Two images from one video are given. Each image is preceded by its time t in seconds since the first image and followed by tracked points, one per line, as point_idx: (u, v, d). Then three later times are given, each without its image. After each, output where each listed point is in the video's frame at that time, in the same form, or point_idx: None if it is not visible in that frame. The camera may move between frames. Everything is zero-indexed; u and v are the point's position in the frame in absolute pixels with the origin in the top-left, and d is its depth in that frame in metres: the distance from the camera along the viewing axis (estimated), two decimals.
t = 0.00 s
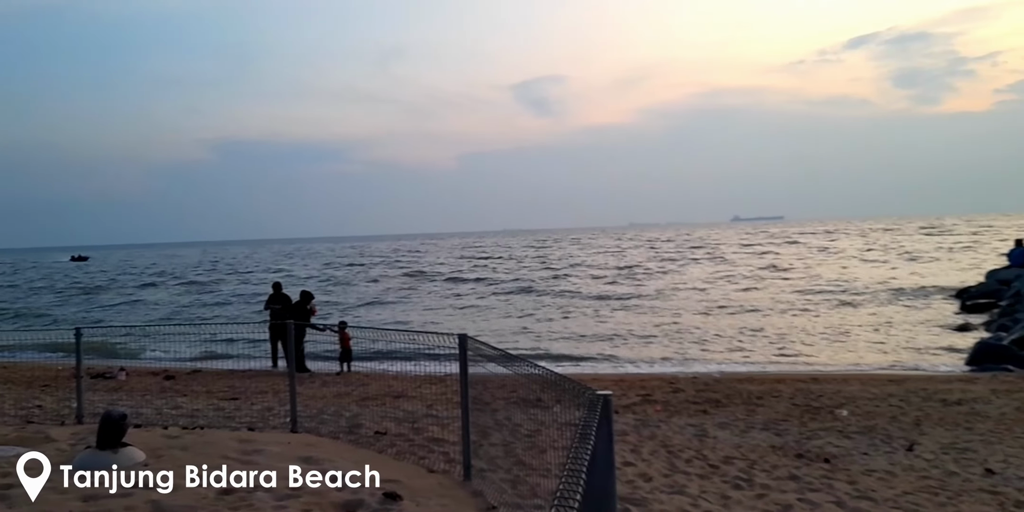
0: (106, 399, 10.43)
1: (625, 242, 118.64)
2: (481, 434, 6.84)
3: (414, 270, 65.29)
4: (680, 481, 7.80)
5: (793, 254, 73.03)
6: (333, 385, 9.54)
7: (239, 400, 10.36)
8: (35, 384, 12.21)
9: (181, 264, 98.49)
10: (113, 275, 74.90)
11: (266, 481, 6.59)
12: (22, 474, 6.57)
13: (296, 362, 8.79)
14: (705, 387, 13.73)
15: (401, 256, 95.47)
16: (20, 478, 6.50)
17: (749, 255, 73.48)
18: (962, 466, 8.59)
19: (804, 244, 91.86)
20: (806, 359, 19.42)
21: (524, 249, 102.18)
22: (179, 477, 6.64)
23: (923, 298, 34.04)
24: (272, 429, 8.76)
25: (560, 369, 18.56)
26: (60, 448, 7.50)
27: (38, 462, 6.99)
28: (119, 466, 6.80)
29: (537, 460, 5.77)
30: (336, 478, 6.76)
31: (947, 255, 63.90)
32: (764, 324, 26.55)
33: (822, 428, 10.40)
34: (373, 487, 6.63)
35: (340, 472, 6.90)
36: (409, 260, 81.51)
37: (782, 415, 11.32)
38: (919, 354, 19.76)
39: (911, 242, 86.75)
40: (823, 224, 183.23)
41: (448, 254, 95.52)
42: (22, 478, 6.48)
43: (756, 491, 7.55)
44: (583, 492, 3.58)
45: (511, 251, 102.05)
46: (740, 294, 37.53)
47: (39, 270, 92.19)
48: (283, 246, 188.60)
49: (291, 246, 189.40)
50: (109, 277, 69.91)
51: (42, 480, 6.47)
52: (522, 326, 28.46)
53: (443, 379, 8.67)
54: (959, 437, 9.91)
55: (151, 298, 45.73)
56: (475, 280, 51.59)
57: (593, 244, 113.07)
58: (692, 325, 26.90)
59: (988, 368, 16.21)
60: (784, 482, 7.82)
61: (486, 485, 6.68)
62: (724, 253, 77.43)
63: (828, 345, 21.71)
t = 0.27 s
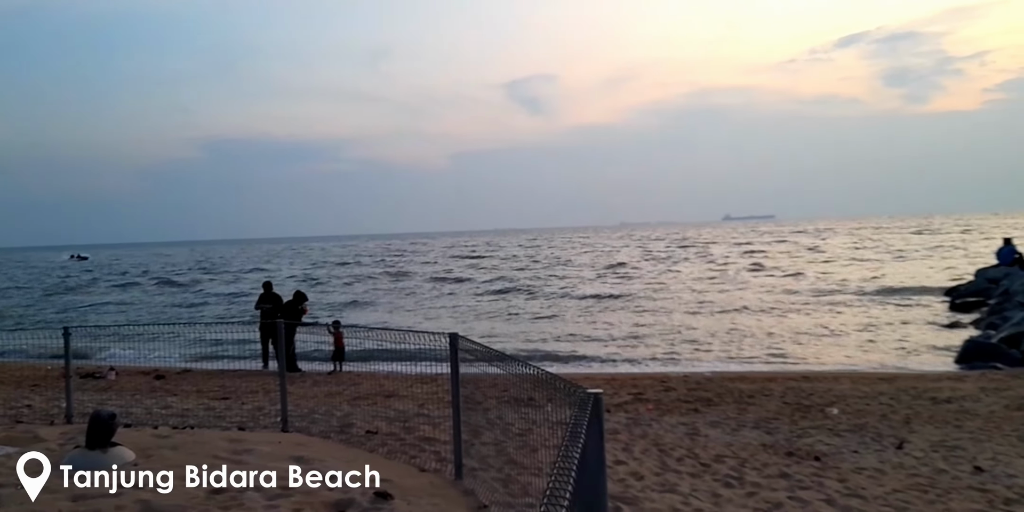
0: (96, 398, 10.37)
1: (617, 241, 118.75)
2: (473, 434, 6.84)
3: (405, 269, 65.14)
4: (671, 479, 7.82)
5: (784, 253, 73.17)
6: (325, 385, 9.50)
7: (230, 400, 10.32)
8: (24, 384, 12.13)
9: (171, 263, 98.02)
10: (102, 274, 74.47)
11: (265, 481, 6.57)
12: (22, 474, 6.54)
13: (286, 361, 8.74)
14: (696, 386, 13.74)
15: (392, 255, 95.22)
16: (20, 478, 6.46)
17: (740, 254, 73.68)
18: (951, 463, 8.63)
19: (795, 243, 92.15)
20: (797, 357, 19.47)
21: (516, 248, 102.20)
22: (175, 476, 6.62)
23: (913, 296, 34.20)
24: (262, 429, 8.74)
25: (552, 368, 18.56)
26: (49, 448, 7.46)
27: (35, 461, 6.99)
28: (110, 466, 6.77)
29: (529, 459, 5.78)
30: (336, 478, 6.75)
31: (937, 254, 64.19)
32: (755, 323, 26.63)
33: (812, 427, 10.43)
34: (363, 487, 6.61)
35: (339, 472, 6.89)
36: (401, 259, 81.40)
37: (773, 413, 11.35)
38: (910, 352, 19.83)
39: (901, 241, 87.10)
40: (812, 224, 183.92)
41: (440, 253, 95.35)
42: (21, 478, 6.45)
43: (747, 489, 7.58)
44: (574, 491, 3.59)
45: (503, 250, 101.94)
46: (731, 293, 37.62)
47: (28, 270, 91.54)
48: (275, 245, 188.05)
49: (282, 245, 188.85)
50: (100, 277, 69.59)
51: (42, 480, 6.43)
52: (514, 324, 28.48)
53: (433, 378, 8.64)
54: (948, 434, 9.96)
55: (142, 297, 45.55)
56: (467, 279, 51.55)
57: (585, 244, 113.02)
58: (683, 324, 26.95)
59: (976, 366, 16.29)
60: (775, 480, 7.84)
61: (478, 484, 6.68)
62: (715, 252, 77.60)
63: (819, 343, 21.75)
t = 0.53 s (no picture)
0: (93, 399, 10.35)
1: (615, 241, 118.72)
2: (470, 433, 6.83)
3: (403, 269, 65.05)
4: (668, 479, 7.82)
5: (782, 253, 73.16)
6: (323, 386, 9.49)
7: (227, 400, 10.31)
8: (19, 385, 12.11)
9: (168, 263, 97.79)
10: (99, 274, 74.29)
11: (266, 481, 6.57)
12: (21, 475, 6.54)
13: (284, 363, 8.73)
14: (693, 386, 13.74)
15: (390, 255, 95.04)
16: (19, 478, 6.46)
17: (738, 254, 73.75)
18: (948, 463, 8.64)
19: (793, 243, 92.18)
20: (794, 357, 19.47)
21: (514, 249, 102.28)
22: (172, 476, 6.64)
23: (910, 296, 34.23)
24: (259, 429, 8.71)
25: (550, 368, 18.57)
26: (45, 449, 7.45)
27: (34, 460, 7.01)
28: (108, 467, 6.76)
29: (526, 460, 5.79)
30: (335, 478, 6.75)
31: (934, 254, 64.23)
32: (753, 323, 26.66)
33: (809, 427, 10.44)
34: (360, 487, 6.60)
35: (339, 473, 6.89)
36: (399, 260, 81.42)
37: (770, 413, 11.36)
38: (907, 352, 19.84)
39: (899, 241, 87.15)
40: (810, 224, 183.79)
41: (438, 253, 95.18)
42: (21, 478, 6.45)
43: (744, 489, 7.58)
44: (571, 490, 3.59)
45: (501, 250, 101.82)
46: (728, 293, 37.62)
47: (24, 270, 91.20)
48: (272, 245, 187.79)
49: (280, 246, 188.64)
50: (97, 277, 69.54)
51: (41, 480, 6.43)
52: (511, 324, 28.49)
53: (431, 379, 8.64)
54: (945, 434, 9.97)
55: (139, 297, 45.55)
56: (465, 279, 51.55)
57: (583, 243, 112.94)
58: (680, 324, 26.98)
59: (973, 366, 16.30)
60: (772, 480, 7.84)
61: (475, 484, 6.68)
62: (713, 252, 77.66)
63: (816, 343, 21.76)
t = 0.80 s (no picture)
0: (88, 400, 10.33)
1: (611, 242, 118.81)
2: (466, 434, 6.82)
3: (399, 270, 65.02)
4: (665, 480, 7.82)
5: (778, 253, 73.27)
6: (319, 387, 9.48)
7: (223, 401, 10.29)
8: (15, 386, 12.09)
9: (164, 264, 97.62)
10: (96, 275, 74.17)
11: (265, 482, 6.57)
12: (21, 474, 6.55)
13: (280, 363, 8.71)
14: (690, 387, 13.75)
15: (387, 256, 94.96)
16: (20, 478, 6.46)
17: (734, 254, 73.91)
18: (944, 463, 8.65)
19: (789, 244, 92.36)
20: (790, 358, 19.49)
21: (511, 250, 102.39)
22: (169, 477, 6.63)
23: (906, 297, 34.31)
24: (256, 431, 8.68)
25: (546, 369, 18.58)
26: (41, 450, 7.43)
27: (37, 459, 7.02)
28: (104, 468, 6.75)
29: (523, 460, 5.79)
30: (335, 478, 6.77)
31: (930, 255, 64.38)
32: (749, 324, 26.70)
33: (805, 427, 10.45)
34: (356, 488, 6.59)
35: (339, 473, 6.92)
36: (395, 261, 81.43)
37: (766, 414, 11.37)
38: (903, 353, 19.87)
39: (894, 242, 87.34)
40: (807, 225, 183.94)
41: (434, 254, 95.14)
42: (21, 478, 6.46)
43: (740, 489, 7.59)
44: (567, 491, 3.59)
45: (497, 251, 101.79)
46: (725, 294, 37.65)
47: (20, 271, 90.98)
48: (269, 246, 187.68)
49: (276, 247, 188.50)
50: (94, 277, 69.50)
51: (41, 480, 6.44)
52: (507, 325, 28.51)
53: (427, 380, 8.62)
54: (941, 435, 9.99)
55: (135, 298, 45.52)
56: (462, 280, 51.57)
57: (579, 244, 113.00)
58: (677, 325, 27.00)
59: (968, 367, 16.32)
60: (768, 481, 7.85)
61: (471, 485, 6.67)
62: (709, 253, 77.76)
63: (812, 344, 21.79)
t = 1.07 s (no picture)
0: (81, 402, 10.30)
1: (605, 244, 118.88)
2: (460, 437, 6.81)
3: (393, 271, 64.92)
4: (659, 482, 7.83)
5: (772, 256, 73.42)
6: (312, 389, 9.45)
7: (216, 403, 10.27)
8: (7, 388, 12.04)
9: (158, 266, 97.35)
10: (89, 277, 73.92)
11: (265, 482, 6.61)
12: (22, 475, 6.56)
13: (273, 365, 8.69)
14: (684, 389, 13.76)
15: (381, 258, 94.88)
16: (20, 478, 6.48)
17: (728, 257, 74.07)
18: (937, 466, 8.68)
19: (783, 246, 92.61)
20: (784, 360, 19.53)
21: (505, 251, 102.44)
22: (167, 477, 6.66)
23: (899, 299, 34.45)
24: (249, 433, 8.66)
25: (540, 371, 18.58)
26: (33, 453, 7.39)
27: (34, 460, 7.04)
28: (97, 470, 6.72)
29: (517, 463, 5.79)
30: (335, 479, 6.84)
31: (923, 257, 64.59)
32: (743, 326, 26.75)
33: (799, 429, 10.47)
34: (350, 490, 6.57)
35: (338, 474, 7.01)
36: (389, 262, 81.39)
37: (760, 416, 11.39)
38: (896, 355, 19.93)
39: (888, 244, 87.62)
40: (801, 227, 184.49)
41: (429, 256, 95.04)
42: (21, 478, 6.47)
43: (734, 491, 7.60)
44: (562, 494, 3.59)
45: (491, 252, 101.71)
46: (719, 296, 37.71)
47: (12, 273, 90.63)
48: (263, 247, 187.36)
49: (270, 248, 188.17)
50: (86, 279, 69.25)
51: (42, 480, 6.46)
52: (501, 327, 28.51)
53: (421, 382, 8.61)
54: (934, 437, 10.02)
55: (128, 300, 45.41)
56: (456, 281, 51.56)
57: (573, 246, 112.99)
58: (671, 327, 27.03)
59: (961, 369, 16.37)
60: (762, 483, 7.86)
61: (465, 488, 6.67)
62: (703, 255, 77.88)
63: (805, 346, 21.85)
